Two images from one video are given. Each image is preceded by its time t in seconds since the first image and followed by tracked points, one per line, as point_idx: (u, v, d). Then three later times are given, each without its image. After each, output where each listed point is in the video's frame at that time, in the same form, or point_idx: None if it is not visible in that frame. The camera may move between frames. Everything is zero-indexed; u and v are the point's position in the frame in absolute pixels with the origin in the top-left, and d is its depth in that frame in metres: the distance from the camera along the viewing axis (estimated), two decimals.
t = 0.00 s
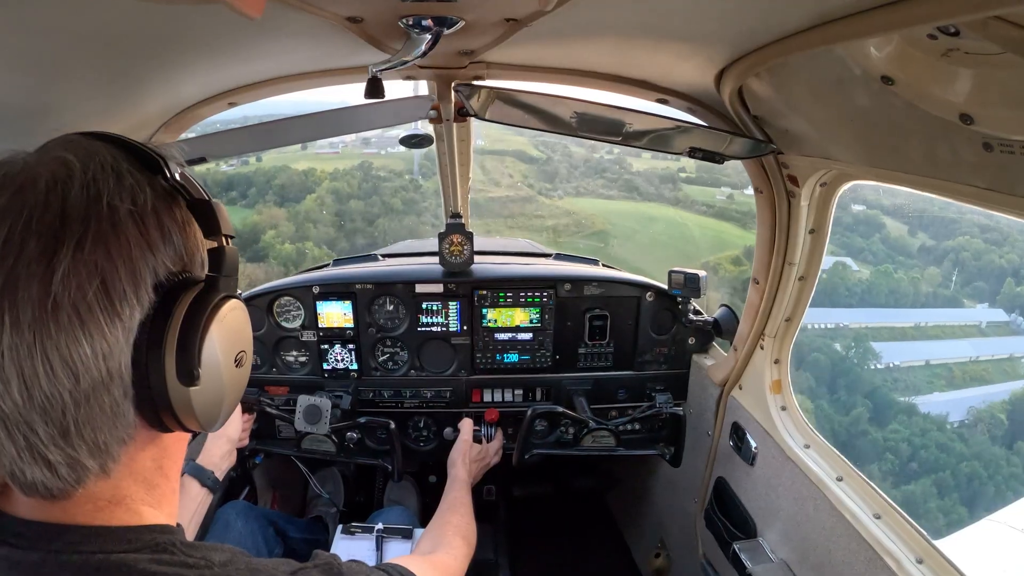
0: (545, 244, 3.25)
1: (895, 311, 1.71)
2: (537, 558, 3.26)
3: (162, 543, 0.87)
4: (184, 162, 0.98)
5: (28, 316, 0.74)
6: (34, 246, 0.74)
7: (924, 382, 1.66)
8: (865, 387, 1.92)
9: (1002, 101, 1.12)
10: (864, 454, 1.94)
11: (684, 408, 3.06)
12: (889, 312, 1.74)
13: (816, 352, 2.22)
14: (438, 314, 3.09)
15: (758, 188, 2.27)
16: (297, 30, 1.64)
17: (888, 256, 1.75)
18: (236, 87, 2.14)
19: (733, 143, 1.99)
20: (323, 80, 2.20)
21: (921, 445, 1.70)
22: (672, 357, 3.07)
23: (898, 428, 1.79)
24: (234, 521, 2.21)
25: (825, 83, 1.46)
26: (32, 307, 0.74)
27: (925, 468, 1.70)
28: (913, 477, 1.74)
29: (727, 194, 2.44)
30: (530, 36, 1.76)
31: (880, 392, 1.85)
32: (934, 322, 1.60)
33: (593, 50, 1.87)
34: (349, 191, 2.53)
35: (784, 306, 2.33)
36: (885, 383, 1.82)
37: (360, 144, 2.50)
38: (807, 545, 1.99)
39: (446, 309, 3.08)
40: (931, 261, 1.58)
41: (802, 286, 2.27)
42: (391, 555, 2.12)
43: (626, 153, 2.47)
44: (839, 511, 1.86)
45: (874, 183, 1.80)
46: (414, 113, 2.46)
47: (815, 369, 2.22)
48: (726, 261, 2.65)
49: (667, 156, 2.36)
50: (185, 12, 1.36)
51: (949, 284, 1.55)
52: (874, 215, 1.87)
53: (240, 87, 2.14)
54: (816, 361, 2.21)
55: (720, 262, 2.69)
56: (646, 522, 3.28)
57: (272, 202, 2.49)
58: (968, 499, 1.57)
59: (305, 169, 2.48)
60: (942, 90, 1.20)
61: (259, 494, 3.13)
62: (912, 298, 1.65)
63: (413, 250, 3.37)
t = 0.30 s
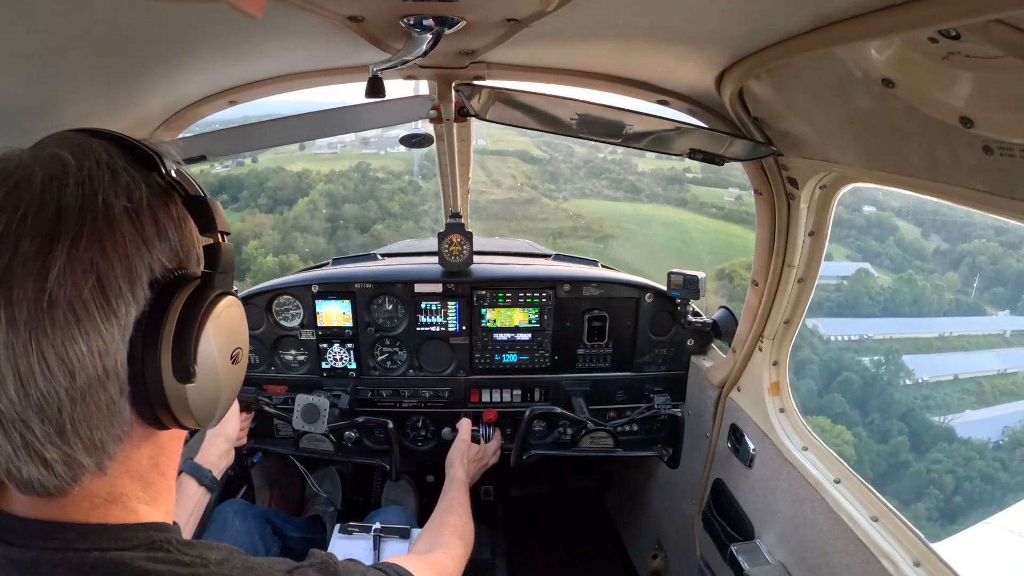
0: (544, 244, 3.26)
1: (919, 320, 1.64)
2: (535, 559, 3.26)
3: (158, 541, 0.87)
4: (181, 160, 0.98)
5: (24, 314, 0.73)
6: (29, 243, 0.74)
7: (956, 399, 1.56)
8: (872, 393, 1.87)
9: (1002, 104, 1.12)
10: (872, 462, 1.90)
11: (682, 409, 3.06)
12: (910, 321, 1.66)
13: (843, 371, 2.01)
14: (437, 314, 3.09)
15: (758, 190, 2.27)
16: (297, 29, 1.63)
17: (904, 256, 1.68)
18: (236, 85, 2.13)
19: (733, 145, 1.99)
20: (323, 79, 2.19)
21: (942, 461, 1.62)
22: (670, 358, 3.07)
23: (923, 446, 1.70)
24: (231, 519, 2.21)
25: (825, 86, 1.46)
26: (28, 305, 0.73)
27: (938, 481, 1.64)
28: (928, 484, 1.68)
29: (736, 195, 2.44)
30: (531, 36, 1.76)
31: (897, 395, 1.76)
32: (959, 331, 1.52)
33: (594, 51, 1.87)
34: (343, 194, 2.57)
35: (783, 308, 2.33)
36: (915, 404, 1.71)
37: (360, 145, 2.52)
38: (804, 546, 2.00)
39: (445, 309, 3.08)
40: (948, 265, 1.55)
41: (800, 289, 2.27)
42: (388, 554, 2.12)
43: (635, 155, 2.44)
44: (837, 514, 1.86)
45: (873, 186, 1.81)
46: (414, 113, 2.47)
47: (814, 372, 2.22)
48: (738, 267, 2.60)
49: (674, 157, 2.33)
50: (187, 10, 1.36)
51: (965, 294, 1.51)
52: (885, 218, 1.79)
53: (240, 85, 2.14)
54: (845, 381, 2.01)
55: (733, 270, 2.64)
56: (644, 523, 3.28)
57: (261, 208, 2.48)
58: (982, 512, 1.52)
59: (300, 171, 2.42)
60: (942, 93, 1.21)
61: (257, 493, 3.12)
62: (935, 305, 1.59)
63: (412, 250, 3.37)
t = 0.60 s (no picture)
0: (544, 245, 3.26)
1: (945, 331, 1.55)
2: (533, 559, 3.26)
3: (158, 539, 0.87)
4: (184, 159, 0.98)
5: (25, 311, 0.73)
6: (30, 240, 0.74)
7: (990, 419, 1.47)
8: (878, 398, 1.83)
9: (1002, 108, 1.12)
10: (878, 468, 1.87)
11: (680, 411, 3.07)
12: (936, 331, 1.57)
13: (879, 394, 1.83)
14: (436, 314, 3.09)
15: (759, 192, 2.27)
16: (298, 27, 1.63)
17: (923, 262, 1.61)
18: (236, 84, 2.13)
19: (733, 147, 1.98)
20: (323, 78, 2.19)
21: (963, 472, 1.57)
22: (669, 359, 3.08)
23: (955, 460, 1.60)
24: (230, 517, 2.21)
25: (827, 88, 1.46)
26: (29, 302, 0.73)
27: (956, 489, 1.60)
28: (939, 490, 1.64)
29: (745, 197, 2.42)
30: (532, 36, 1.76)
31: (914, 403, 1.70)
32: (985, 342, 1.44)
33: (594, 51, 1.87)
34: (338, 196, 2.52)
35: (782, 310, 2.33)
36: (950, 425, 1.59)
37: (360, 145, 2.51)
38: (801, 547, 2.00)
39: (444, 309, 3.08)
40: (966, 270, 1.50)
41: (799, 291, 2.27)
42: (385, 554, 2.11)
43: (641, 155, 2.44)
44: (836, 516, 1.85)
45: (873, 188, 1.81)
46: (415, 112, 2.47)
47: (813, 374, 2.22)
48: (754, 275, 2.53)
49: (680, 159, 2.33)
50: (188, 7, 1.36)
51: (978, 299, 1.46)
52: (898, 219, 1.73)
53: (240, 84, 2.13)
54: (882, 406, 1.82)
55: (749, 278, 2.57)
56: (642, 525, 3.27)
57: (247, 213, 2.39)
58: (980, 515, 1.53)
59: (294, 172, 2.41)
60: (942, 96, 1.21)
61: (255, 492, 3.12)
62: (962, 315, 1.50)
63: (412, 249, 3.37)
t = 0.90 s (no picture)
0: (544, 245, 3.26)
1: (972, 343, 1.47)
2: (531, 559, 3.26)
3: (157, 537, 0.87)
4: (185, 157, 0.98)
5: (22, 307, 0.73)
6: (29, 236, 0.74)
7: None
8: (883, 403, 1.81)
9: (1003, 111, 1.12)
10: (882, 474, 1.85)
11: (679, 412, 3.07)
12: (961, 342, 1.50)
13: (917, 418, 1.68)
14: (435, 313, 3.09)
15: (759, 193, 2.28)
16: (299, 26, 1.63)
17: (945, 268, 1.55)
18: (236, 82, 2.12)
19: (734, 148, 1.97)
20: (324, 76, 2.19)
21: (979, 482, 1.52)
22: (668, 361, 3.08)
23: (989, 481, 1.50)
24: (228, 515, 2.21)
25: (828, 90, 1.46)
26: (26, 298, 0.73)
27: (968, 498, 1.56)
28: (948, 496, 1.62)
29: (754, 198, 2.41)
30: (534, 36, 1.76)
31: (921, 408, 1.66)
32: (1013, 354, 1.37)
33: (596, 52, 1.87)
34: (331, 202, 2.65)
35: (782, 312, 2.33)
36: (991, 451, 1.48)
37: (357, 145, 2.56)
38: (799, 549, 2.00)
39: (444, 308, 3.08)
40: (985, 275, 1.45)
41: (799, 293, 2.27)
42: (382, 553, 2.11)
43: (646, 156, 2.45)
44: (835, 519, 1.85)
45: (872, 191, 1.82)
46: (416, 112, 2.48)
47: (812, 377, 2.22)
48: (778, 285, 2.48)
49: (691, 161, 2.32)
50: (190, 5, 1.35)
51: (990, 303, 1.44)
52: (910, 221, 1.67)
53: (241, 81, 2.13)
54: (922, 433, 1.67)
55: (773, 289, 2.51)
56: (641, 526, 3.27)
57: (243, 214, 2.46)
58: (979, 520, 1.54)
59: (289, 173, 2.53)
60: (943, 99, 1.20)
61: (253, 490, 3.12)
62: (988, 325, 1.44)
63: (412, 249, 3.38)
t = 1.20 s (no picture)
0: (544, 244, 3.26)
1: (1001, 356, 1.40)
2: (531, 558, 3.26)
3: (155, 536, 0.87)
4: (183, 156, 0.99)
5: (21, 303, 0.73)
6: (28, 234, 0.74)
7: None
8: (884, 406, 1.78)
9: (1004, 113, 1.12)
10: (885, 478, 1.83)
11: (679, 412, 3.07)
12: (989, 356, 1.42)
13: (960, 446, 1.54)
14: (436, 312, 3.09)
15: (759, 194, 2.27)
16: (301, 25, 1.63)
17: (962, 271, 1.49)
18: (237, 80, 2.12)
19: (735, 148, 1.97)
20: (326, 75, 2.19)
21: None
22: (669, 361, 3.08)
23: None
24: (228, 514, 2.20)
25: (829, 91, 1.46)
26: (25, 295, 0.73)
27: (975, 504, 1.54)
28: (955, 499, 1.59)
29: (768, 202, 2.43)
30: (535, 36, 1.76)
31: (956, 431, 1.54)
32: None
33: (598, 51, 1.87)
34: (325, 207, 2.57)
35: (782, 313, 2.32)
36: None
37: (354, 146, 2.54)
38: (799, 551, 2.00)
39: (444, 307, 3.08)
40: (1002, 279, 1.40)
41: (800, 293, 2.27)
42: (381, 552, 2.11)
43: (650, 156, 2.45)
44: (834, 519, 1.85)
45: (873, 191, 1.82)
46: (417, 110, 2.48)
47: (813, 378, 2.21)
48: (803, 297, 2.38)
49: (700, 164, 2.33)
50: (191, 3, 1.35)
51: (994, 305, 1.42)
52: (922, 222, 1.62)
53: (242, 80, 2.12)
54: (967, 463, 1.53)
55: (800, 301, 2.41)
56: (640, 526, 3.27)
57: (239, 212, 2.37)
58: (978, 521, 1.54)
59: (281, 176, 2.41)
60: (945, 100, 1.20)
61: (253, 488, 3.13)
62: (1018, 336, 1.37)
63: (413, 248, 3.38)
